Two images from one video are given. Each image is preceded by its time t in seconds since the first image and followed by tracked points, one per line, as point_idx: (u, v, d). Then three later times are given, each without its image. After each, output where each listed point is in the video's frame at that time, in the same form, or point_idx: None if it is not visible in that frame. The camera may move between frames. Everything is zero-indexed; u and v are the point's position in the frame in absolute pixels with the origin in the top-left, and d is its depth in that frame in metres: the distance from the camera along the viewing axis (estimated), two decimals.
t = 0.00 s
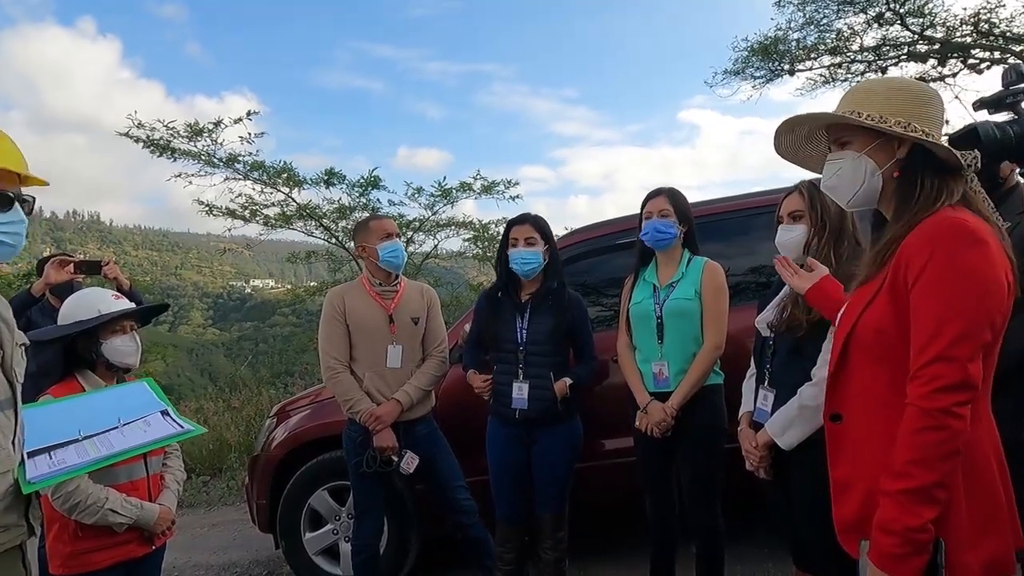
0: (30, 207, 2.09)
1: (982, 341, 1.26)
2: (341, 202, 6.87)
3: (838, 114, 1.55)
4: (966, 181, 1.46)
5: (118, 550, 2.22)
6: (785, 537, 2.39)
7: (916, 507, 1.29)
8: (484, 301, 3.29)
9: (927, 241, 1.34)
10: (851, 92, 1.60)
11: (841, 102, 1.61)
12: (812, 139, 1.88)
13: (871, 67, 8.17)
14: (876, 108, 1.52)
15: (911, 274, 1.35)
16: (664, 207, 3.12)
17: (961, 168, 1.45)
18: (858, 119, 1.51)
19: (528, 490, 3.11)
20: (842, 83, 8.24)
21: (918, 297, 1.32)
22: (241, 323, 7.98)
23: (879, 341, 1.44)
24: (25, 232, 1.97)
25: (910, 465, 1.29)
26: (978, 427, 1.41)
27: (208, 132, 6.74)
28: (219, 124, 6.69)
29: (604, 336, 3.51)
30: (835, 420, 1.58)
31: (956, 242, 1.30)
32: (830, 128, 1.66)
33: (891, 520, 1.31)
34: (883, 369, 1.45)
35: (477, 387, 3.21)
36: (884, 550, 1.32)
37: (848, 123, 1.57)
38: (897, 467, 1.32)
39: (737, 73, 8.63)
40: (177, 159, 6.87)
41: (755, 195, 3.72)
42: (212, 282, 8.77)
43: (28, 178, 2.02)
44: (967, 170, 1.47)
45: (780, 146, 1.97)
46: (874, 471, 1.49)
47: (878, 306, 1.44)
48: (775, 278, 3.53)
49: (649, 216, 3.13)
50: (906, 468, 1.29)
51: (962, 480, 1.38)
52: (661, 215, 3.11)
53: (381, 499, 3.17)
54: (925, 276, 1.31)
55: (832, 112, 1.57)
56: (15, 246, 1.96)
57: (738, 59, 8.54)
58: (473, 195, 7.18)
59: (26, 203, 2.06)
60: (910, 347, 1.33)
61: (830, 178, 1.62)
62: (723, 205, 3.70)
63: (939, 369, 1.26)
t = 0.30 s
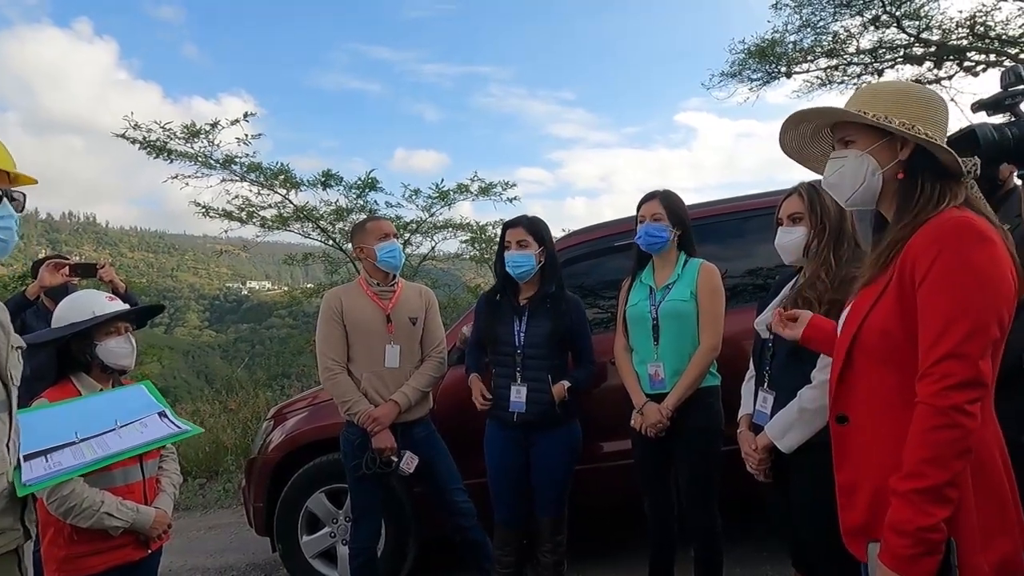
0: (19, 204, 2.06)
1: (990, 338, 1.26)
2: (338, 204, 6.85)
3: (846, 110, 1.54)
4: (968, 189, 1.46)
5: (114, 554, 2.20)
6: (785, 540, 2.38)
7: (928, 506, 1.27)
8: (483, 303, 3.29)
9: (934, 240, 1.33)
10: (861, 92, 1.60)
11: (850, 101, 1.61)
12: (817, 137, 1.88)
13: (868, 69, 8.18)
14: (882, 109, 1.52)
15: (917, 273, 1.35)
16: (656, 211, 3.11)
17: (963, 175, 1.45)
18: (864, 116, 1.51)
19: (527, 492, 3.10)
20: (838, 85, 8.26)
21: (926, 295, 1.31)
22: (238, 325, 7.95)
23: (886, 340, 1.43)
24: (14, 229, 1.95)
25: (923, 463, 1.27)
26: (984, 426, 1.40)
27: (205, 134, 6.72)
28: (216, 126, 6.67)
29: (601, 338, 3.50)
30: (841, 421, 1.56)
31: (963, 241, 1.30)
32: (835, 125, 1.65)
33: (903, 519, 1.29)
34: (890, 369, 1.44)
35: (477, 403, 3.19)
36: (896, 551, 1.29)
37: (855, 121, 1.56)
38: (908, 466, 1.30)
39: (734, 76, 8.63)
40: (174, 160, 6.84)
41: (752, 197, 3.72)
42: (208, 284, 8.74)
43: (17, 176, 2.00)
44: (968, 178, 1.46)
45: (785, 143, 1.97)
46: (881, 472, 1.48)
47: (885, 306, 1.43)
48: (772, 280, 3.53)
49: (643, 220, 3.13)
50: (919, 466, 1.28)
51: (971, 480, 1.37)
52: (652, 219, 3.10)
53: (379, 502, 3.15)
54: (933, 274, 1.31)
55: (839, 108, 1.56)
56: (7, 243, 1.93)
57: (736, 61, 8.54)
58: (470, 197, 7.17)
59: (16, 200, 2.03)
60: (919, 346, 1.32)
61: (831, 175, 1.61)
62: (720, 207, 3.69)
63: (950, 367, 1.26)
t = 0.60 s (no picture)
0: (17, 203, 2.05)
1: (1010, 337, 1.25)
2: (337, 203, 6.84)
3: (874, 101, 1.52)
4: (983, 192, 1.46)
5: (111, 555, 2.19)
6: (785, 539, 2.37)
7: (944, 502, 1.25)
8: (484, 302, 3.28)
9: (956, 237, 1.32)
10: (895, 85, 1.56)
11: (881, 92, 1.58)
12: (841, 125, 1.87)
13: (867, 68, 8.18)
14: (909, 104, 1.50)
15: (937, 269, 1.34)
16: (653, 210, 3.08)
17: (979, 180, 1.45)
18: (891, 109, 1.49)
19: (527, 492, 3.09)
20: (837, 84, 8.25)
21: (946, 291, 1.30)
22: (236, 324, 7.93)
23: (904, 336, 1.41)
24: (12, 229, 1.93)
25: (941, 459, 1.25)
26: (996, 426, 1.39)
27: (203, 133, 6.71)
28: (214, 124, 6.66)
29: (601, 338, 3.49)
30: (852, 417, 1.55)
31: (986, 238, 1.29)
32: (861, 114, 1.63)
33: (919, 515, 1.26)
34: (906, 366, 1.43)
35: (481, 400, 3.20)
36: (910, 547, 1.27)
37: (880, 113, 1.54)
38: (925, 462, 1.28)
39: (733, 75, 8.62)
40: (172, 159, 6.82)
41: (751, 197, 3.71)
42: (206, 283, 8.73)
43: (13, 174, 1.98)
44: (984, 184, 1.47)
45: (808, 124, 1.95)
46: (892, 469, 1.47)
47: (902, 302, 1.42)
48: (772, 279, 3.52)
49: (639, 219, 3.12)
50: (937, 462, 1.26)
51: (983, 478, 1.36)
52: (650, 218, 3.09)
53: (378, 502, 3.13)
54: (955, 270, 1.29)
55: (868, 98, 1.53)
56: (5, 242, 1.91)
57: (734, 60, 8.54)
58: (469, 196, 7.16)
59: (13, 199, 2.02)
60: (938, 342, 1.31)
61: (849, 165, 1.61)
62: (720, 206, 3.68)
63: (971, 363, 1.24)
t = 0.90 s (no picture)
0: (15, 201, 2.04)
1: None
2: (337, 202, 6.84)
3: (883, 105, 1.52)
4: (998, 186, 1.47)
5: (111, 553, 2.19)
6: (785, 538, 2.37)
7: (967, 499, 1.24)
8: (485, 301, 3.28)
9: (981, 234, 1.31)
10: (899, 86, 1.56)
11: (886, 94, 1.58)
12: (850, 130, 1.87)
13: (867, 67, 8.17)
14: (919, 104, 1.50)
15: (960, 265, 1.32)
16: (652, 210, 3.08)
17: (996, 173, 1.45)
18: (902, 112, 1.49)
19: (527, 490, 3.08)
20: (837, 83, 8.24)
21: (970, 288, 1.29)
22: (236, 323, 7.94)
23: (924, 332, 1.40)
24: (11, 227, 1.92)
25: (964, 456, 1.24)
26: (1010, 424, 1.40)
27: (203, 132, 6.71)
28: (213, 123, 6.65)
29: (601, 336, 3.49)
30: (864, 413, 1.53)
31: (1010, 236, 1.28)
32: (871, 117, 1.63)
33: (940, 512, 1.25)
34: (924, 362, 1.42)
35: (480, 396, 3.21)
36: (930, 544, 1.25)
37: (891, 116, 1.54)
38: (946, 459, 1.26)
39: (734, 73, 8.61)
40: (172, 158, 6.82)
41: (752, 195, 3.71)
42: (206, 282, 8.73)
43: (10, 172, 1.97)
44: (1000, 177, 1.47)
45: (817, 132, 1.94)
46: (907, 465, 1.46)
47: (922, 297, 1.41)
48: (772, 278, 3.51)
49: (638, 219, 3.11)
50: (959, 458, 1.24)
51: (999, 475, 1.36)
52: (648, 217, 3.08)
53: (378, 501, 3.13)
54: (980, 266, 1.28)
55: (876, 102, 1.53)
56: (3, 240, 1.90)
57: (735, 59, 8.53)
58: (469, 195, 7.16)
59: (11, 197, 2.01)
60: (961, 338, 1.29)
61: (865, 170, 1.61)
62: (721, 205, 3.68)
63: (996, 360, 1.23)
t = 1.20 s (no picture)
0: (15, 201, 2.05)
1: None
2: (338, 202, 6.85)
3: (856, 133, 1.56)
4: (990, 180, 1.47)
5: (113, 553, 2.20)
6: (787, 538, 2.37)
7: (1001, 500, 1.19)
8: (487, 302, 3.29)
9: (999, 234, 1.29)
10: (862, 110, 1.61)
11: (852, 121, 1.62)
12: (831, 159, 1.89)
13: (869, 67, 8.17)
14: (893, 120, 1.53)
15: (977, 265, 1.30)
16: (651, 216, 3.09)
17: (985, 164, 1.46)
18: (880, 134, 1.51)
19: (529, 490, 3.09)
20: (839, 83, 8.24)
21: (988, 288, 1.27)
22: (238, 323, 7.95)
23: (942, 334, 1.38)
24: (11, 227, 1.93)
25: (997, 457, 1.19)
26: None
27: (204, 132, 6.72)
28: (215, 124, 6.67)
29: (602, 337, 3.49)
30: (883, 416, 1.51)
31: None
32: (848, 145, 1.66)
33: (976, 515, 1.20)
34: (944, 363, 1.40)
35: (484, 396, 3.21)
36: (964, 547, 1.20)
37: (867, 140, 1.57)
38: (978, 460, 1.21)
39: (735, 74, 8.62)
40: (174, 158, 6.84)
41: (753, 196, 3.71)
42: (208, 282, 8.75)
43: (10, 173, 1.98)
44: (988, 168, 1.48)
45: (801, 172, 1.97)
46: (930, 469, 1.43)
47: (939, 299, 1.39)
48: (773, 278, 3.51)
49: (638, 225, 3.12)
50: (992, 459, 1.20)
51: None
52: (648, 223, 3.09)
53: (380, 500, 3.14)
54: (999, 266, 1.26)
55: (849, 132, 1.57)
56: (4, 240, 1.90)
57: (736, 59, 8.53)
58: (471, 195, 7.17)
59: (10, 196, 2.02)
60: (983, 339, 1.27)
61: (861, 192, 1.60)
62: (721, 206, 3.68)
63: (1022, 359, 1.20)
